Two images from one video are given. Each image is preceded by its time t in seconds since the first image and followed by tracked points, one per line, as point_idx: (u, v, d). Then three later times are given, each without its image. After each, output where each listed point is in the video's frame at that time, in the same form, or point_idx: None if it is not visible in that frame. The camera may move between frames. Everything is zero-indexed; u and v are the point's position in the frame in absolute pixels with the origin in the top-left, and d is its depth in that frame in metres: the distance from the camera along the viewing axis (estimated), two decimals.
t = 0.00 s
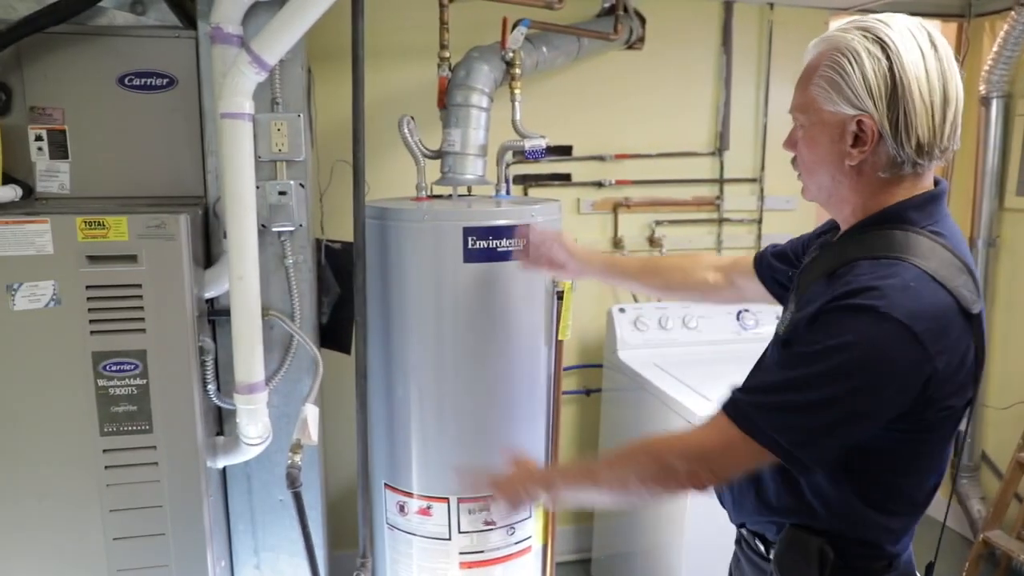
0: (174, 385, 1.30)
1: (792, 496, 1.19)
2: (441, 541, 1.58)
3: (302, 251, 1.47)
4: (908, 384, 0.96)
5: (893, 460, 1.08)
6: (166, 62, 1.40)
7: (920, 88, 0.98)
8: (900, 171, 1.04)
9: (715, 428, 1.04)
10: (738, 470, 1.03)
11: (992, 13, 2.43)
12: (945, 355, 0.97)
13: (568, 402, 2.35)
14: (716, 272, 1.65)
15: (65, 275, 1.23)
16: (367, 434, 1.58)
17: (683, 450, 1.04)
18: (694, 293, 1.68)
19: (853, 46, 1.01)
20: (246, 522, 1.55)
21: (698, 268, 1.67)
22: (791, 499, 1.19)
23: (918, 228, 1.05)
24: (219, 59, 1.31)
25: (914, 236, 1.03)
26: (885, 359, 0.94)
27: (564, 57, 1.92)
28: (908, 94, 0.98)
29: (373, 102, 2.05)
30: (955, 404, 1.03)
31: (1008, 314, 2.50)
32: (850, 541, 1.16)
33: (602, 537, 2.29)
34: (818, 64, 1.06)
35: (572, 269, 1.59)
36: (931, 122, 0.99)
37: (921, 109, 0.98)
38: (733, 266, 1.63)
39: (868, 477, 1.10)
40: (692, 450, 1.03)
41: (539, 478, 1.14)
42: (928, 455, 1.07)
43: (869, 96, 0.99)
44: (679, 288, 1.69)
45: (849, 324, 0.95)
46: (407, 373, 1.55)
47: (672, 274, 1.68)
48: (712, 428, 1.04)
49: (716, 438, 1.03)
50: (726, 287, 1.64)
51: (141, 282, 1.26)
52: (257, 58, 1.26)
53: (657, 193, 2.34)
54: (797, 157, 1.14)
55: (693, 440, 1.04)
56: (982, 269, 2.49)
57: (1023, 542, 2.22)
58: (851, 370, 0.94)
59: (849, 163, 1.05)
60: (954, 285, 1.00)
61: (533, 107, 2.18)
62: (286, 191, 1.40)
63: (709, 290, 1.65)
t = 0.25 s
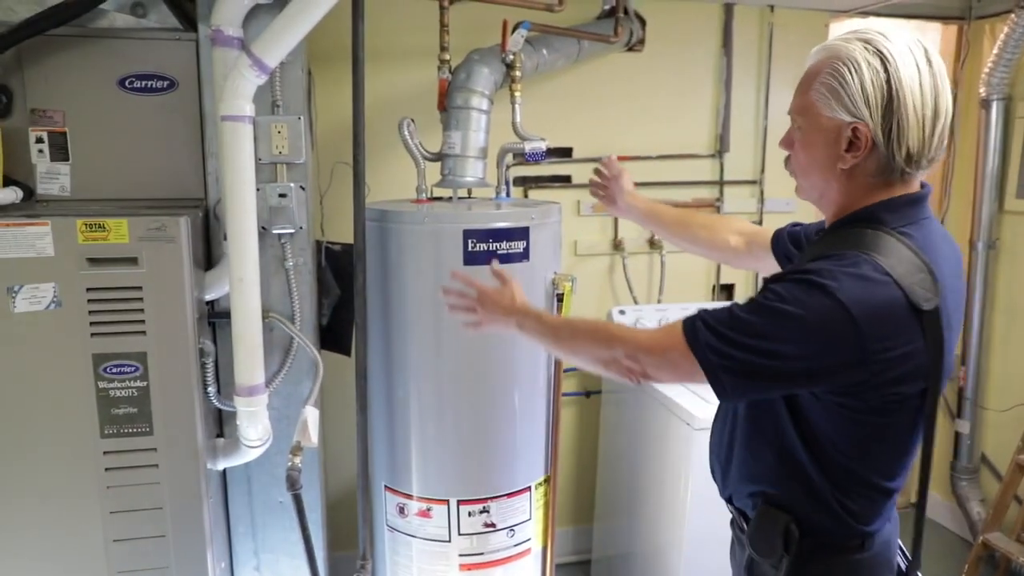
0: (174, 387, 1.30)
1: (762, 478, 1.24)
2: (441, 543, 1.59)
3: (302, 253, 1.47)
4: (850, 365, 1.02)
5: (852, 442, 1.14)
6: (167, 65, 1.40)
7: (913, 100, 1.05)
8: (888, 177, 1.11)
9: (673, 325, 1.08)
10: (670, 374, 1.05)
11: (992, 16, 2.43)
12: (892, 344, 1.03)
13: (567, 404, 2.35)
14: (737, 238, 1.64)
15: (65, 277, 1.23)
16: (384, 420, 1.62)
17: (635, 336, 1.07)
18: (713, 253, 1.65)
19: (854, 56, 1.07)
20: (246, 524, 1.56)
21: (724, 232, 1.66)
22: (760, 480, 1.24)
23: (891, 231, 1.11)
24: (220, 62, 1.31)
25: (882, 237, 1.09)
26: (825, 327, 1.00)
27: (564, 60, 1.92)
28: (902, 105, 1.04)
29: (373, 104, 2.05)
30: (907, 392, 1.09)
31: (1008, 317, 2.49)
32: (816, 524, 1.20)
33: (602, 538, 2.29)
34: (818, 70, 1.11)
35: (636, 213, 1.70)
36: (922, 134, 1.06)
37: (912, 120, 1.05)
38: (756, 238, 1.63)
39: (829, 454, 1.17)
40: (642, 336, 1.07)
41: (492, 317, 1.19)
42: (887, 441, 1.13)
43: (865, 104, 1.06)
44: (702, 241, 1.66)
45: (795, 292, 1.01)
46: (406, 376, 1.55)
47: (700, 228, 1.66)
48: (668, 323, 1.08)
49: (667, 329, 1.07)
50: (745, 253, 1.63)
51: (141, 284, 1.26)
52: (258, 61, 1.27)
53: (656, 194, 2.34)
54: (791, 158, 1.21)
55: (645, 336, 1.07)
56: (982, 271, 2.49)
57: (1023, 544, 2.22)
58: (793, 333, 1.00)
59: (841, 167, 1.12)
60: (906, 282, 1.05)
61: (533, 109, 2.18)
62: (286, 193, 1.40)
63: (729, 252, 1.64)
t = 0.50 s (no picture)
0: (181, 389, 1.31)
1: (762, 461, 1.36)
2: (446, 544, 1.59)
3: (308, 255, 1.47)
4: (830, 341, 1.18)
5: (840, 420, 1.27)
6: (174, 66, 1.40)
7: (891, 116, 1.21)
8: (866, 183, 1.27)
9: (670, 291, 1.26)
10: (666, 335, 1.24)
11: (991, 19, 2.44)
12: (868, 325, 1.19)
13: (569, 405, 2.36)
14: (728, 244, 1.72)
15: (73, 279, 1.23)
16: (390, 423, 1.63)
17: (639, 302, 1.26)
18: (705, 260, 1.73)
19: (842, 77, 1.23)
20: (252, 526, 1.56)
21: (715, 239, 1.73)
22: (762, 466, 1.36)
23: (869, 228, 1.26)
24: (227, 64, 1.31)
25: (864, 233, 1.24)
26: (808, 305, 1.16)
27: (568, 62, 1.92)
28: (881, 121, 1.20)
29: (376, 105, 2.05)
30: (886, 371, 1.24)
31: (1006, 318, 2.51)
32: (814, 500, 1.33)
33: (603, 539, 2.29)
34: (810, 85, 1.27)
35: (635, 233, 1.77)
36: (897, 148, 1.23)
37: (890, 134, 1.21)
38: (747, 242, 1.70)
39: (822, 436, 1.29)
40: (643, 301, 1.25)
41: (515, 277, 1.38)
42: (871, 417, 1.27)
43: (850, 118, 1.21)
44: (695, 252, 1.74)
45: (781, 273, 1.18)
46: (411, 377, 1.56)
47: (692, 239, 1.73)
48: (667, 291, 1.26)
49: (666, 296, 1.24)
50: (736, 259, 1.71)
51: (149, 286, 1.26)
52: (266, 64, 1.27)
53: (658, 196, 2.35)
54: (781, 163, 1.36)
55: (646, 300, 1.25)
56: (981, 273, 2.51)
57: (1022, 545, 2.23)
58: (779, 308, 1.16)
59: (826, 172, 1.28)
60: (881, 272, 1.21)
61: (536, 110, 2.19)
62: (293, 195, 1.40)
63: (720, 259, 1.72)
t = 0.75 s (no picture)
0: (197, 402, 1.28)
1: (791, 463, 1.36)
2: (463, 560, 1.56)
3: (324, 267, 1.45)
4: (850, 326, 1.22)
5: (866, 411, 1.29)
6: (191, 76, 1.39)
7: (898, 117, 1.27)
8: (877, 182, 1.31)
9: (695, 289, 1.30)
10: (691, 332, 1.28)
11: (1007, 28, 2.43)
12: (887, 310, 1.23)
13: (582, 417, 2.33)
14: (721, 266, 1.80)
15: (88, 291, 1.22)
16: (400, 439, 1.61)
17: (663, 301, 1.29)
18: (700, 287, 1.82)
19: (850, 83, 1.29)
20: (265, 541, 1.53)
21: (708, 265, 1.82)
22: (789, 469, 1.36)
23: (878, 223, 1.30)
24: (244, 72, 1.30)
25: (873, 229, 1.28)
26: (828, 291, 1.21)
27: (584, 71, 1.91)
28: (890, 121, 1.26)
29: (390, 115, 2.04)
30: (905, 356, 1.28)
31: None
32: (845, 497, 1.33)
33: (617, 553, 2.26)
34: (817, 93, 1.33)
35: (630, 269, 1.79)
36: (903, 149, 1.29)
37: (898, 133, 1.27)
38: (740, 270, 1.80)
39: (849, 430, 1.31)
40: (667, 300, 1.29)
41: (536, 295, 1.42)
42: (896, 406, 1.30)
43: (861, 119, 1.27)
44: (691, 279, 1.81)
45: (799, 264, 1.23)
46: (428, 389, 1.53)
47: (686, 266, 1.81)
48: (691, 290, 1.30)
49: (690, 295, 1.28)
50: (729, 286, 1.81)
51: (165, 299, 1.24)
52: (285, 73, 1.25)
53: (672, 206, 2.33)
54: (790, 170, 1.40)
55: (669, 300, 1.29)
56: (998, 283, 2.48)
57: None
58: (800, 295, 1.21)
59: (838, 173, 1.32)
60: (897, 262, 1.26)
61: (549, 120, 2.17)
62: (310, 206, 1.39)
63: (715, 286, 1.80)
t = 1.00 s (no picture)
0: (195, 428, 1.25)
1: (810, 483, 1.34)
2: None
3: (326, 290, 1.43)
4: (862, 332, 1.23)
5: (881, 421, 1.28)
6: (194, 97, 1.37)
7: (882, 131, 1.29)
8: (869, 196, 1.32)
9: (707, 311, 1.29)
10: (705, 353, 1.28)
11: (1004, 52, 2.44)
12: (898, 315, 1.24)
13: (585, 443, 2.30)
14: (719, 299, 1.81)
15: (85, 315, 1.19)
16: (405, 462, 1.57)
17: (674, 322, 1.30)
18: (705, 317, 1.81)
19: (833, 104, 1.30)
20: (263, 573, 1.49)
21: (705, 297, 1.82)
22: (808, 488, 1.34)
23: (881, 235, 1.30)
24: (247, 93, 1.29)
25: (873, 240, 1.29)
26: (839, 297, 1.21)
27: (586, 94, 1.90)
28: (875, 135, 1.28)
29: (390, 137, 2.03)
30: (918, 361, 1.28)
31: None
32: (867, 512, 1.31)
33: None
34: (801, 117, 1.34)
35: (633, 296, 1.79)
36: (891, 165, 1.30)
37: (884, 146, 1.28)
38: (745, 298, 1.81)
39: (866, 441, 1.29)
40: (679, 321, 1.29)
41: (547, 320, 1.40)
42: (911, 414, 1.29)
43: (848, 136, 1.28)
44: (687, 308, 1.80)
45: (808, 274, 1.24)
46: (431, 413, 1.50)
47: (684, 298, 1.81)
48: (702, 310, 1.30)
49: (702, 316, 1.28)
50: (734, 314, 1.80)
51: (164, 322, 1.22)
52: (289, 93, 1.23)
53: (674, 229, 2.31)
54: (783, 193, 1.40)
55: (680, 323, 1.29)
56: (1001, 305, 2.47)
57: None
58: (812, 302, 1.21)
59: (832, 190, 1.31)
60: (905, 268, 1.27)
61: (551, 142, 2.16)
62: (312, 228, 1.36)
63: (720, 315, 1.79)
